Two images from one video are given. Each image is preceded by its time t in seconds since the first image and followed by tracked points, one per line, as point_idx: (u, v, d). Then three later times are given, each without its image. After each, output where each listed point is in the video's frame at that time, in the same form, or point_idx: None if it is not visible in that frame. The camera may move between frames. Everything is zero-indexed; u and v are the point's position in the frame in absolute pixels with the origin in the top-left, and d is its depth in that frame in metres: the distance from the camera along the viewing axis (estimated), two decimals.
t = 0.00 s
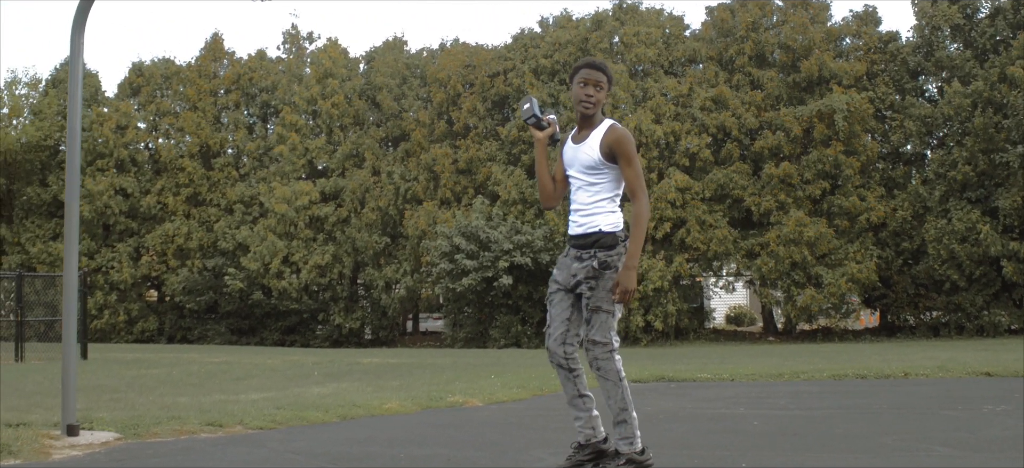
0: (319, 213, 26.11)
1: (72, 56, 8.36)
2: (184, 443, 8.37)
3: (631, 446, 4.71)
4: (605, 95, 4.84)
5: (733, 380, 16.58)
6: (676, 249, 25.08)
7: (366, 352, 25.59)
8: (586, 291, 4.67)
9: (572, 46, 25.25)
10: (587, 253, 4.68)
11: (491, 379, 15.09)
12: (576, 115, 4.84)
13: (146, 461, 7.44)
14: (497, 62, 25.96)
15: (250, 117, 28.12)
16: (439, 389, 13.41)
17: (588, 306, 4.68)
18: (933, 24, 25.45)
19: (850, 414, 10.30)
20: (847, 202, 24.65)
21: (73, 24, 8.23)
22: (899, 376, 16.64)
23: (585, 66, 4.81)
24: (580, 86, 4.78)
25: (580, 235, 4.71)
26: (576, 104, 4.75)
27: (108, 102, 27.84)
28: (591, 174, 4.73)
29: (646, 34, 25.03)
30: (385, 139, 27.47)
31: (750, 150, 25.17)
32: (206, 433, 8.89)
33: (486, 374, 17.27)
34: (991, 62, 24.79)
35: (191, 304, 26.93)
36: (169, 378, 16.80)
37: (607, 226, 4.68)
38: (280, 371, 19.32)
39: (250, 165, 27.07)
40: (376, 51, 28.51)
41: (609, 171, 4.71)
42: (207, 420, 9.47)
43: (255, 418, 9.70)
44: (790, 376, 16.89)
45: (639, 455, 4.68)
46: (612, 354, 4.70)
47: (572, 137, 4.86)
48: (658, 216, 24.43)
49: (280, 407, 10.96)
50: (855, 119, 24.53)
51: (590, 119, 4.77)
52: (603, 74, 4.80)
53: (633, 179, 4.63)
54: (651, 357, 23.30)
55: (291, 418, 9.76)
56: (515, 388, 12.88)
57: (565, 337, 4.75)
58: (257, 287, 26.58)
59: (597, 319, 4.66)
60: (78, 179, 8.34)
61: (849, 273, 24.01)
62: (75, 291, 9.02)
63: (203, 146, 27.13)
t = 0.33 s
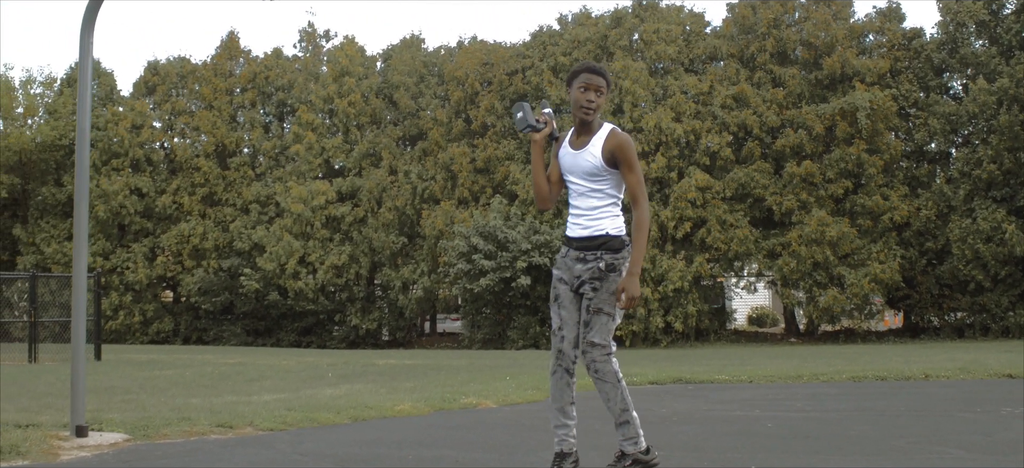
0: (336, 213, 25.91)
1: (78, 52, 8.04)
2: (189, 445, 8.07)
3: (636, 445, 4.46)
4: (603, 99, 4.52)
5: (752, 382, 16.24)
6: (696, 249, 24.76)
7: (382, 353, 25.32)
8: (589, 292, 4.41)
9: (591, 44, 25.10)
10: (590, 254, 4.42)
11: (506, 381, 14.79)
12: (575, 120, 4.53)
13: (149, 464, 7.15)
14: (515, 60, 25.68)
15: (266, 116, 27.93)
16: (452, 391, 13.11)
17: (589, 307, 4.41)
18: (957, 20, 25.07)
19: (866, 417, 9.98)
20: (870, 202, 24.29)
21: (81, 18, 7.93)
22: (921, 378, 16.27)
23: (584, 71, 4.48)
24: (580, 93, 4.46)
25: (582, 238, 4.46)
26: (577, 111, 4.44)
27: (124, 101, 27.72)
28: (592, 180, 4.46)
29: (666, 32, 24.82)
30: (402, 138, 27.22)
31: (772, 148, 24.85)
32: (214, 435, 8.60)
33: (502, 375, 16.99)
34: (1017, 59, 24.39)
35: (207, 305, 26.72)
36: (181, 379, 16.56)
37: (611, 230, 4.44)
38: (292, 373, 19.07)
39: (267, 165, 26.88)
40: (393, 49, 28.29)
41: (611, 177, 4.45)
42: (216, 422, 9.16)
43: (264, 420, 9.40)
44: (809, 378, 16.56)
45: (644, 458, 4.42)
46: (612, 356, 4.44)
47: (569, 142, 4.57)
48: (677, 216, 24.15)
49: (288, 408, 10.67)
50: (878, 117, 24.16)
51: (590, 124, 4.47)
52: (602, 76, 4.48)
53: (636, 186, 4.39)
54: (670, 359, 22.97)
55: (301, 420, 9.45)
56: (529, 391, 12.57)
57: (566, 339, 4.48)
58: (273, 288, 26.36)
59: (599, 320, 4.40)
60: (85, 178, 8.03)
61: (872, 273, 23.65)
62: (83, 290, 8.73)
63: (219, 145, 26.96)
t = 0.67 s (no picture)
0: (352, 213, 25.69)
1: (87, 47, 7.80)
2: (200, 445, 7.85)
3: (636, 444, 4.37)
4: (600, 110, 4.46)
5: (771, 383, 15.94)
6: (716, 249, 24.42)
7: (399, 354, 25.02)
8: (589, 296, 4.34)
9: (610, 41, 24.97)
10: (590, 261, 4.35)
11: (520, 383, 14.53)
12: (573, 131, 4.43)
13: (158, 465, 6.92)
14: (533, 58, 25.49)
15: (281, 115, 27.72)
16: (465, 392, 12.83)
17: (586, 311, 4.33)
18: (982, 16, 24.67)
19: (882, 417, 9.69)
20: (893, 200, 23.93)
21: (90, 17, 7.71)
22: (942, 379, 15.94)
23: (585, 81, 4.40)
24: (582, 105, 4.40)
25: (583, 247, 4.38)
26: (578, 122, 4.36)
27: (139, 101, 27.60)
28: (593, 194, 4.39)
29: (686, 28, 24.55)
30: (418, 138, 26.99)
31: (793, 146, 24.52)
32: (226, 436, 8.37)
33: (517, 377, 16.73)
34: None
35: (222, 306, 26.49)
36: (195, 381, 16.35)
37: (612, 239, 4.39)
38: (304, 374, 18.82)
39: (282, 164, 26.66)
40: (409, 47, 28.05)
41: (612, 190, 4.39)
42: (227, 423, 8.94)
43: (276, 421, 9.16)
44: (827, 379, 16.22)
45: (646, 454, 4.33)
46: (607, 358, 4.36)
47: (566, 154, 4.47)
48: (698, 216, 23.87)
49: (300, 409, 10.44)
50: (900, 115, 23.75)
51: (590, 138, 4.39)
52: (601, 89, 4.44)
53: (636, 200, 4.36)
54: (690, 360, 22.65)
55: (314, 421, 9.22)
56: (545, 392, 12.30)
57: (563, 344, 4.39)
58: (288, 288, 26.14)
59: (596, 323, 4.33)
60: (95, 175, 7.79)
61: (895, 273, 23.28)
62: (93, 288, 8.49)
63: (234, 145, 26.77)
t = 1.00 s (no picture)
0: (373, 212, 25.41)
1: (102, 43, 7.35)
2: (210, 447, 7.55)
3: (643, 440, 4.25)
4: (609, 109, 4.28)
5: (793, 383, 15.59)
6: (741, 248, 24.06)
7: (420, 355, 24.81)
8: (594, 291, 4.18)
9: (633, 38, 24.81)
10: (594, 257, 4.20)
11: (539, 383, 14.22)
12: (578, 130, 4.25)
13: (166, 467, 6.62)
14: (556, 54, 25.41)
15: (302, 113, 27.56)
16: (484, 393, 12.52)
17: (592, 306, 4.18)
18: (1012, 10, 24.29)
19: (904, 418, 9.33)
20: (921, 198, 23.51)
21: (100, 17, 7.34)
22: (968, 380, 15.55)
23: (594, 80, 4.21)
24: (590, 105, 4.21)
25: (586, 242, 4.22)
26: (586, 121, 4.17)
27: (158, 99, 27.54)
28: (596, 191, 4.22)
29: (710, 24, 24.30)
30: (440, 136, 26.78)
31: (819, 143, 24.15)
32: (238, 438, 8.08)
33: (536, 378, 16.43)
34: None
35: (242, 306, 26.33)
36: (211, 382, 16.10)
37: (616, 234, 4.24)
38: (320, 375, 18.57)
39: (302, 163, 26.48)
40: (430, 44, 27.83)
41: (616, 188, 4.23)
42: (240, 424, 8.64)
43: (290, 422, 8.87)
44: (851, 379, 15.84)
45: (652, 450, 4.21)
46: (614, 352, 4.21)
47: (569, 151, 4.28)
48: (722, 214, 23.54)
49: (313, 410, 10.14)
50: (928, 112, 23.29)
51: (595, 136, 4.21)
52: (611, 87, 4.25)
53: (640, 198, 4.22)
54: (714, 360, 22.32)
55: (328, 422, 8.91)
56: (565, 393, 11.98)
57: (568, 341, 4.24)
58: (309, 288, 26.00)
59: (603, 317, 4.17)
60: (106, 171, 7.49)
61: (923, 272, 22.89)
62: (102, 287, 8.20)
63: (254, 143, 26.61)
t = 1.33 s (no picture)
0: (395, 213, 25.14)
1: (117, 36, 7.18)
2: (226, 449, 7.35)
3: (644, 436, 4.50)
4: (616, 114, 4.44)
5: (818, 386, 15.29)
6: (767, 248, 23.72)
7: (444, 357, 24.56)
8: (607, 291, 4.37)
9: (658, 35, 24.72)
10: (605, 257, 4.38)
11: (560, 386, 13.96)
12: (589, 134, 4.39)
13: None
14: (579, 53, 25.25)
15: (323, 113, 27.38)
16: (505, 396, 12.28)
17: (607, 306, 4.36)
18: None
19: (934, 420, 9.06)
20: (951, 197, 23.07)
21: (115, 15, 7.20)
22: (996, 383, 15.22)
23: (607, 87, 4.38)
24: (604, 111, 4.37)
25: (597, 244, 4.40)
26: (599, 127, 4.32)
27: (179, 99, 27.45)
28: (604, 194, 4.40)
29: (736, 21, 24.04)
30: (462, 136, 26.59)
31: (847, 142, 23.81)
32: (255, 440, 7.87)
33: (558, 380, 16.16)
34: None
35: (264, 308, 26.17)
36: (230, 384, 15.93)
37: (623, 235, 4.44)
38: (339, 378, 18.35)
39: (323, 163, 26.30)
40: (453, 43, 27.62)
41: (623, 190, 4.43)
42: (256, 426, 8.43)
43: (307, 424, 8.65)
44: (877, 381, 15.54)
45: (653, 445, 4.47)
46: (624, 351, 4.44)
47: (578, 155, 4.41)
48: (748, 214, 23.23)
49: (329, 412, 9.93)
50: (958, 110, 22.86)
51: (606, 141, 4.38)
52: (622, 95, 4.43)
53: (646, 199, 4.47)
54: (740, 363, 22.01)
55: (345, 425, 8.69)
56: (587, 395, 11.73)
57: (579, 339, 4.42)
58: (331, 290, 25.83)
59: (617, 316, 4.37)
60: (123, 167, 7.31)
61: (954, 272, 22.52)
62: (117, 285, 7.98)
63: (275, 144, 26.46)
